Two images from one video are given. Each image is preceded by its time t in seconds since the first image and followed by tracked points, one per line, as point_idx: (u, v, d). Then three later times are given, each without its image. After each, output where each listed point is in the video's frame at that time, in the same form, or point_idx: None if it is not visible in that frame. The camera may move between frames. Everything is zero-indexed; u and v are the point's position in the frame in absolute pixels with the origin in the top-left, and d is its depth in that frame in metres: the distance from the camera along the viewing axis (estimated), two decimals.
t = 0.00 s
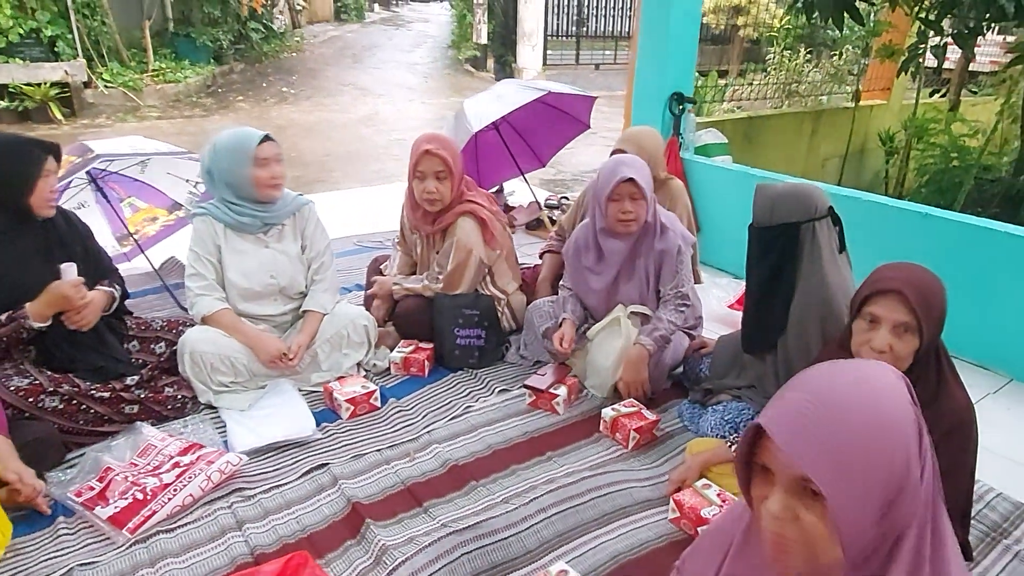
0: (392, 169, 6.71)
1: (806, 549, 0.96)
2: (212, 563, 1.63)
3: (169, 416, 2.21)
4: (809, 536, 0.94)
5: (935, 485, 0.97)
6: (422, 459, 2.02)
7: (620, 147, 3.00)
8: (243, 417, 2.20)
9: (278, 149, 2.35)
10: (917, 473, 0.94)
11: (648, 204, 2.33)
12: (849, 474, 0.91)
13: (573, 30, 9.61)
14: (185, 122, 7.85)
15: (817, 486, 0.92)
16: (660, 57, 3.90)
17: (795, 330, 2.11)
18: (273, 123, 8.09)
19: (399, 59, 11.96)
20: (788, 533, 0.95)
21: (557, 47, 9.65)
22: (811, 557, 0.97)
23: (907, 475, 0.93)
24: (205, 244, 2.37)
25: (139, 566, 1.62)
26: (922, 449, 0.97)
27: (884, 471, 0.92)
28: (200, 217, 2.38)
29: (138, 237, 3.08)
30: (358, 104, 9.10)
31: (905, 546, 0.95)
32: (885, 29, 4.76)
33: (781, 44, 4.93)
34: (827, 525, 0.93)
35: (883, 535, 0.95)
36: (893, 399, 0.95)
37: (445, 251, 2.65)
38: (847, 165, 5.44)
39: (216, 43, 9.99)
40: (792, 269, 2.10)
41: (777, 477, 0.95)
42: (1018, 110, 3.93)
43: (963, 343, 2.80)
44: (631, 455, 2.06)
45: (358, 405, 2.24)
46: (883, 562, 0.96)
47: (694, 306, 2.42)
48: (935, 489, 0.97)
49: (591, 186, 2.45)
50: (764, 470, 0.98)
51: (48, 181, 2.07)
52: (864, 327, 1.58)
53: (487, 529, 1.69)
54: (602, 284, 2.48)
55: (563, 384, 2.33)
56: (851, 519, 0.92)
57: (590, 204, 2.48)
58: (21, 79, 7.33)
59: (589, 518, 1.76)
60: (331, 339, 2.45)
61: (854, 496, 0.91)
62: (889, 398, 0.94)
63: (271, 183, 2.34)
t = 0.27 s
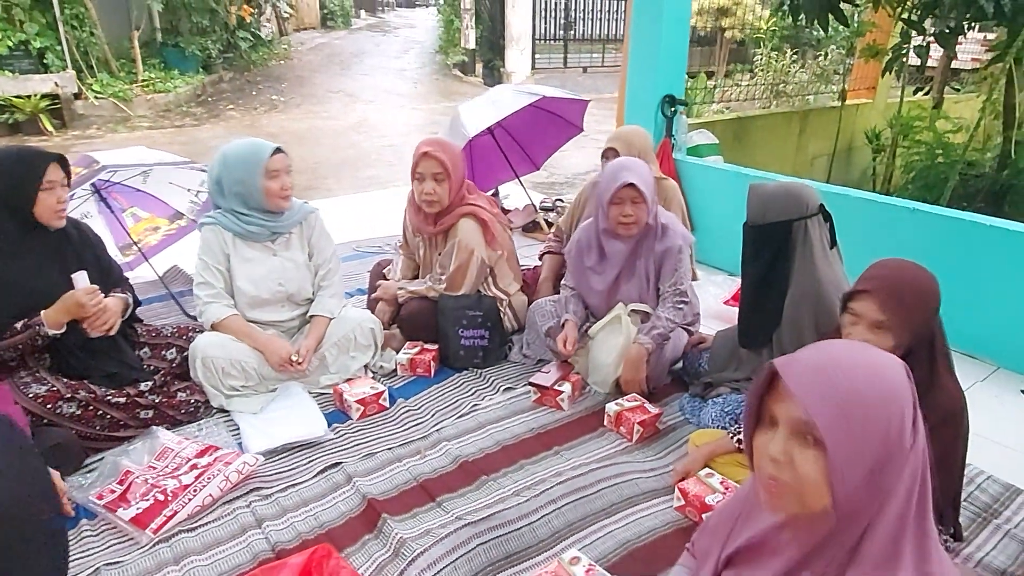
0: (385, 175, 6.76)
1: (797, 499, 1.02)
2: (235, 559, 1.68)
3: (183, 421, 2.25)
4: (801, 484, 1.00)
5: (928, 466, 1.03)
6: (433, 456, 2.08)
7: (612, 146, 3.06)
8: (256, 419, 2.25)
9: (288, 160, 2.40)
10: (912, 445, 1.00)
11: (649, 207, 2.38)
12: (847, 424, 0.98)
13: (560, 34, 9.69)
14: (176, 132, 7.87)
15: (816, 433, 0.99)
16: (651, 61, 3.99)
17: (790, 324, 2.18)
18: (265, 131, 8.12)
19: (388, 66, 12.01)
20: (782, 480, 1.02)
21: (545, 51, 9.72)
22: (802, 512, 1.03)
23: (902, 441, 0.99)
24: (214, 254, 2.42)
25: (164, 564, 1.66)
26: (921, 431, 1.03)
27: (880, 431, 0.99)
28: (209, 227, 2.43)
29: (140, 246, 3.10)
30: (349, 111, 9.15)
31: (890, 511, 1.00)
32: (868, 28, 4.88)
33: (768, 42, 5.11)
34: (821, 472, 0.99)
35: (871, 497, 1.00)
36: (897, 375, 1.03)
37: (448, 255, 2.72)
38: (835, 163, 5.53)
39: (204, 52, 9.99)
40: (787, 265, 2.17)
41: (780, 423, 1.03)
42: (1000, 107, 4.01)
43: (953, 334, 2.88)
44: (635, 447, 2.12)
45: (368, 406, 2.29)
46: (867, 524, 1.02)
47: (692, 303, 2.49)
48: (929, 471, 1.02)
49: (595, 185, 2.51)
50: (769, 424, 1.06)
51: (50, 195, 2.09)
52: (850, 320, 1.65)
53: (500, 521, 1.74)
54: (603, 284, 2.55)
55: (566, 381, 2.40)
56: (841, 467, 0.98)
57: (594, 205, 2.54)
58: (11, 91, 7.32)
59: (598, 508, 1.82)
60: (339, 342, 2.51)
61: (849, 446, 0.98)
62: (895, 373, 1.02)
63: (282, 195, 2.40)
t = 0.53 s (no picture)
0: (380, 180, 6.79)
1: (814, 463, 1.01)
2: (256, 556, 1.72)
3: (197, 424, 2.29)
4: (823, 450, 0.99)
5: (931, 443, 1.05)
6: (443, 452, 2.13)
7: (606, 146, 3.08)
8: (268, 421, 2.29)
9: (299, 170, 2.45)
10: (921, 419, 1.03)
11: (654, 205, 2.43)
12: (876, 391, 0.98)
13: (549, 37, 9.72)
14: (170, 141, 7.87)
15: (845, 396, 0.99)
16: (643, 62, 4.06)
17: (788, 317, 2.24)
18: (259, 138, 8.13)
19: (378, 71, 12.04)
20: (805, 445, 1.00)
21: (535, 54, 9.75)
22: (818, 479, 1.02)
23: (915, 414, 1.01)
24: (223, 261, 2.46)
25: (186, 562, 1.70)
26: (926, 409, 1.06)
27: (902, 401, 1.00)
28: (217, 235, 2.46)
29: (143, 254, 3.13)
30: (341, 117, 9.18)
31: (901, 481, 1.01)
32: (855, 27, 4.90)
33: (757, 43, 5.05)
34: (846, 437, 0.99)
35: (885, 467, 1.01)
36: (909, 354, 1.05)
37: (451, 255, 2.77)
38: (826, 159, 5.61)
39: (194, 61, 9.99)
40: (783, 257, 2.22)
41: (805, 386, 1.02)
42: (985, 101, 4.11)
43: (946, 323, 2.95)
44: (641, 440, 2.17)
45: (378, 405, 2.34)
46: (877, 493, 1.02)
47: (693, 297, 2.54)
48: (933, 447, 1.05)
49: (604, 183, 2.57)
50: (793, 388, 1.05)
51: (40, 206, 2.10)
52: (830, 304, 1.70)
53: (513, 512, 1.79)
54: (608, 281, 2.60)
55: (571, 377, 2.45)
56: (864, 433, 0.98)
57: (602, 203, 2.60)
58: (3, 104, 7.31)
59: (608, 498, 1.87)
60: (347, 344, 2.55)
61: (875, 412, 0.98)
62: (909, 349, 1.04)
63: (294, 203, 2.44)
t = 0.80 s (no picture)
0: (370, 181, 6.79)
1: (821, 441, 1.03)
2: (262, 552, 1.73)
3: (200, 424, 2.28)
4: (826, 426, 1.02)
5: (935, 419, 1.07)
6: (445, 448, 2.15)
7: (596, 144, 2.97)
8: (269, 420, 2.30)
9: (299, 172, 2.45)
10: (922, 396, 1.05)
11: (653, 195, 2.48)
12: (875, 367, 1.01)
13: (536, 37, 9.74)
14: (158, 146, 7.83)
15: (845, 373, 1.01)
16: (634, 60, 4.09)
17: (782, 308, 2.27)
18: (248, 141, 8.09)
19: (365, 73, 12.03)
20: (808, 422, 1.03)
21: (522, 54, 9.75)
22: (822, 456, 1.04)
23: (915, 391, 1.03)
24: (223, 265, 2.46)
25: (193, 560, 1.71)
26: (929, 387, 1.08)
27: (901, 377, 1.02)
28: (217, 237, 2.46)
29: (137, 258, 3.14)
30: (329, 120, 9.17)
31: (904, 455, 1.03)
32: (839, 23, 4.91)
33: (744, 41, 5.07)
34: (847, 413, 1.01)
35: (887, 443, 1.03)
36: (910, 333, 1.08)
37: (446, 253, 2.79)
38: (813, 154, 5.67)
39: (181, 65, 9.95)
40: (775, 249, 2.26)
41: (808, 366, 1.05)
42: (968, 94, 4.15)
43: (931, 312, 3.00)
44: (639, 432, 2.20)
45: (378, 403, 2.36)
46: (880, 468, 1.04)
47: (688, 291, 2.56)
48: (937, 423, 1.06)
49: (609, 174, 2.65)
50: (796, 369, 1.08)
51: (32, 212, 2.11)
52: (809, 290, 1.75)
53: (517, 504, 1.81)
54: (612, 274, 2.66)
55: (569, 372, 2.47)
56: (865, 407, 1.01)
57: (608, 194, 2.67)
58: None
59: (609, 489, 1.89)
60: (345, 343, 2.56)
61: (875, 388, 1.00)
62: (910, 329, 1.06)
63: (292, 206, 2.44)
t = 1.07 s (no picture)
0: (354, 180, 6.77)
1: (797, 410, 1.05)
2: (246, 540, 1.73)
3: (181, 418, 2.29)
4: (800, 394, 1.04)
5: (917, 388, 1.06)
6: (429, 436, 2.16)
7: (580, 144, 2.92)
8: (252, 411, 2.31)
9: (262, 168, 2.39)
10: (900, 365, 1.04)
11: (635, 182, 2.52)
12: (846, 338, 1.01)
13: (519, 35, 9.73)
14: (138, 146, 7.77)
15: (817, 343, 1.02)
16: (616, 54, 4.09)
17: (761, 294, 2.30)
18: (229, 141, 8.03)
19: (348, 72, 11.99)
20: (783, 389, 1.05)
21: (505, 52, 9.76)
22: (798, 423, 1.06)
23: (892, 359, 1.03)
24: (204, 258, 2.47)
25: (176, 548, 1.71)
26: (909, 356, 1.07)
27: (875, 346, 1.02)
28: (197, 231, 2.46)
29: (117, 254, 3.12)
30: (312, 119, 9.13)
31: (879, 423, 1.03)
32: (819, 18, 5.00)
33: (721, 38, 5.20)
34: (819, 381, 1.03)
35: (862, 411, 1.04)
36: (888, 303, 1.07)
37: (428, 244, 2.80)
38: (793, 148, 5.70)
39: (161, 65, 9.86)
40: (753, 236, 2.28)
41: (781, 335, 1.06)
42: (944, 87, 4.15)
43: (907, 301, 3.06)
44: (621, 417, 2.22)
45: (362, 393, 2.37)
46: (856, 436, 1.05)
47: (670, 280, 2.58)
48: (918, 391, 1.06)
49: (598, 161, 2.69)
50: (772, 339, 1.09)
51: (8, 206, 2.10)
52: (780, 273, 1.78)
53: (500, 489, 1.82)
54: (603, 262, 2.71)
55: (552, 360, 2.49)
56: (836, 376, 1.02)
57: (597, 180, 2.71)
58: None
59: (591, 473, 1.91)
60: (329, 335, 2.56)
61: (846, 357, 1.01)
62: (889, 298, 1.06)
63: (252, 202, 2.41)
